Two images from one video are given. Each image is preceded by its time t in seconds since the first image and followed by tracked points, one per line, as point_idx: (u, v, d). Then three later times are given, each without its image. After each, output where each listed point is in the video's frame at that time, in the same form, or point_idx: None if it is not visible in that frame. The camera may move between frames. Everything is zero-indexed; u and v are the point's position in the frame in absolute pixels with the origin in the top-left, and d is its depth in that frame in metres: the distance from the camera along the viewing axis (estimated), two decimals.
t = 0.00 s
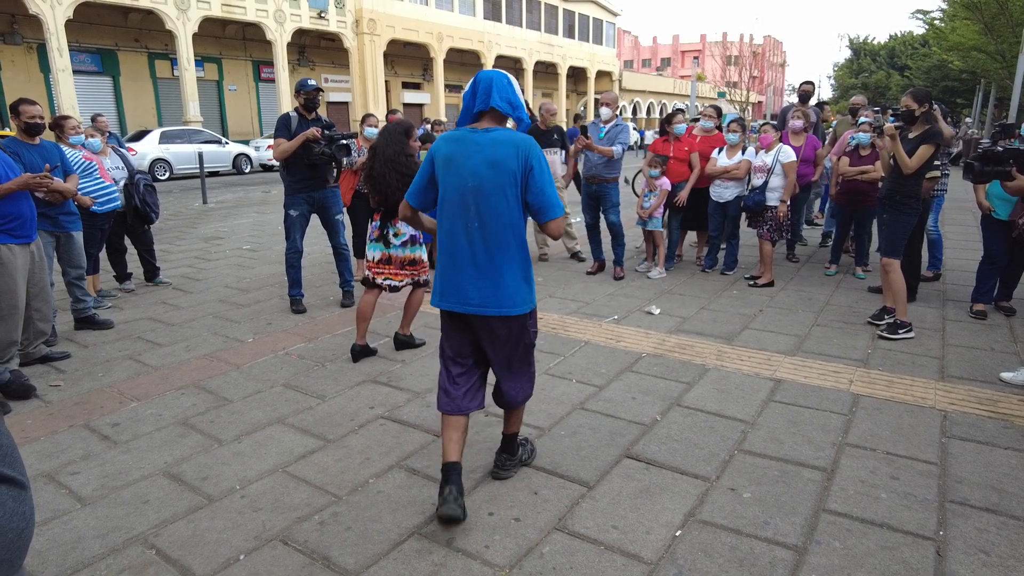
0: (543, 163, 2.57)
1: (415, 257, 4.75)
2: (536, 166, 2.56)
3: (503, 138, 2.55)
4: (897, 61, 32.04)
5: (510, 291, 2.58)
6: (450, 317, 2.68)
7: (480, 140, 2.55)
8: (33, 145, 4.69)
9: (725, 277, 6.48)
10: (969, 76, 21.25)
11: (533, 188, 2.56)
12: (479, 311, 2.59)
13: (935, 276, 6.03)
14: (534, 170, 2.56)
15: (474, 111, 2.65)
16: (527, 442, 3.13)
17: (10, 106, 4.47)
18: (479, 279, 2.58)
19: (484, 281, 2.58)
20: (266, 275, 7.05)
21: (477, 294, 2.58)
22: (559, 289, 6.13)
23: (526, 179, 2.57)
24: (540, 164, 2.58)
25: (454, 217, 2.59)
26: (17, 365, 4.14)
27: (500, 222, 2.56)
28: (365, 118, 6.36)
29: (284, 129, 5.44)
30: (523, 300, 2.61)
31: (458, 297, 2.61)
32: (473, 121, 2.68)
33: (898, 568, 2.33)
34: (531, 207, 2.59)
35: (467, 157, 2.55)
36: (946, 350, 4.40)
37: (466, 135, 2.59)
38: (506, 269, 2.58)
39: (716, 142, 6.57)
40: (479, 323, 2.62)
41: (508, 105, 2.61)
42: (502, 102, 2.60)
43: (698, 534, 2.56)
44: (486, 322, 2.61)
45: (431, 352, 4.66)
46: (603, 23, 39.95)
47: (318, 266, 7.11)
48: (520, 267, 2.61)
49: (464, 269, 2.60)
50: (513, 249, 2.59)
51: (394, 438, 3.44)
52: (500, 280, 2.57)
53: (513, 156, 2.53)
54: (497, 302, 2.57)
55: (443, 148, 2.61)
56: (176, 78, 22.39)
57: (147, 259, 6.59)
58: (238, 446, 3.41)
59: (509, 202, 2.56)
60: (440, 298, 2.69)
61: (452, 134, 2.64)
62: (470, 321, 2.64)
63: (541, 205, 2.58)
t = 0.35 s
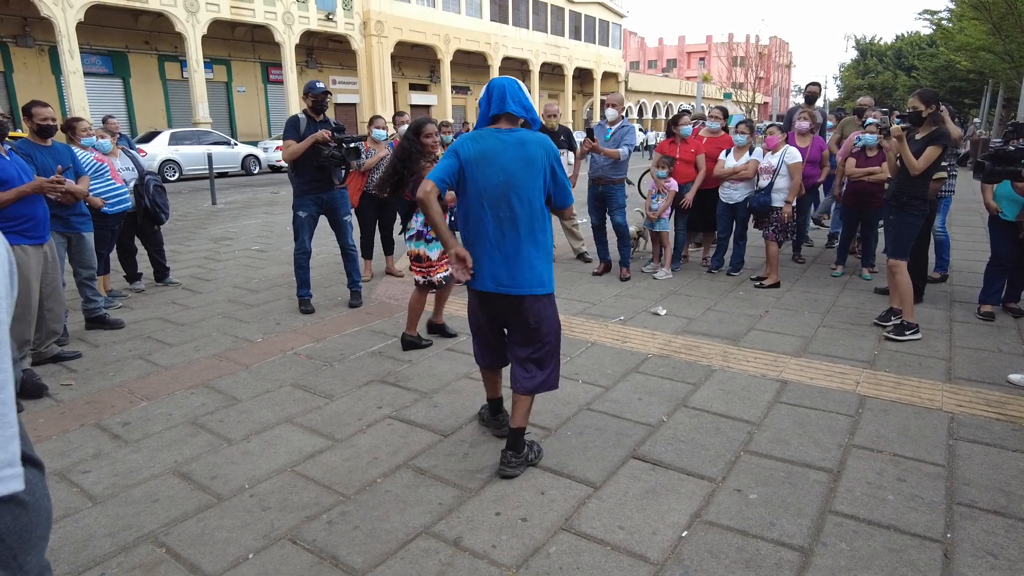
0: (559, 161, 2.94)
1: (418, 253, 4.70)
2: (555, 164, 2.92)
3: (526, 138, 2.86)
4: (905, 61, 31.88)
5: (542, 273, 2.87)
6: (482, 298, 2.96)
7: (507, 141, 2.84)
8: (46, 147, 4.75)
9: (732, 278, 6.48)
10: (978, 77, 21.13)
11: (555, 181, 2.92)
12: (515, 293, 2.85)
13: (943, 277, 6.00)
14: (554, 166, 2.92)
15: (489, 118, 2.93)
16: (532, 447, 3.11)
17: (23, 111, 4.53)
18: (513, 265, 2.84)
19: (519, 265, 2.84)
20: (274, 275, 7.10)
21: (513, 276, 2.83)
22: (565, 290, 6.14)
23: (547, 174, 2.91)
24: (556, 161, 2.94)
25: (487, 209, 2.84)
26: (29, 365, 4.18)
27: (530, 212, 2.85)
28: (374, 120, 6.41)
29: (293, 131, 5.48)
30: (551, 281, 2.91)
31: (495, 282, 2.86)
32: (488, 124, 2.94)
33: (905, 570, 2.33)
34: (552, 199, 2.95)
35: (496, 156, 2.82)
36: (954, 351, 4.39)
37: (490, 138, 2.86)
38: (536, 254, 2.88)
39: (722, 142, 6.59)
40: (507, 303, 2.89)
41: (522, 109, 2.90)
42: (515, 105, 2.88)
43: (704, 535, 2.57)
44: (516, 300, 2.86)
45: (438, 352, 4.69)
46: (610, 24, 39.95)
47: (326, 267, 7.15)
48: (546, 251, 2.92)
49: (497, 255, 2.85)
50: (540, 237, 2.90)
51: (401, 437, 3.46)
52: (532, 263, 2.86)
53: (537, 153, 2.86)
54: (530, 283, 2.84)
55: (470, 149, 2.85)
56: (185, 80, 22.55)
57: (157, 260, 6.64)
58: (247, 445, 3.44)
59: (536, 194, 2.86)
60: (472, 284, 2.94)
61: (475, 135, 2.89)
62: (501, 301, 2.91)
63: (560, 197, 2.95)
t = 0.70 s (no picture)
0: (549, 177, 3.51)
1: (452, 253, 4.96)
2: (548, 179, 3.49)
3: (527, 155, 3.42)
4: (912, 61, 31.71)
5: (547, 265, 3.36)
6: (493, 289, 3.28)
7: (517, 157, 3.34)
8: (53, 148, 4.77)
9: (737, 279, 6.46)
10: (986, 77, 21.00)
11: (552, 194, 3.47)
12: (528, 281, 3.27)
13: (950, 278, 5.97)
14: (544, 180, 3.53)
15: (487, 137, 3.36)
16: (514, 420, 3.46)
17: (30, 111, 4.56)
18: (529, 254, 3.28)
19: (533, 257, 3.28)
20: (280, 275, 7.12)
21: (529, 266, 3.26)
22: (570, 291, 6.14)
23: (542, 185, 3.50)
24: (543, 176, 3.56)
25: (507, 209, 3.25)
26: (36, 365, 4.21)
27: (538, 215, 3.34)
28: (377, 121, 6.38)
29: (299, 132, 5.48)
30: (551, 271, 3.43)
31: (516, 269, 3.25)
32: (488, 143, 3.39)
33: (912, 573, 2.32)
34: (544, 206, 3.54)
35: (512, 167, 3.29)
36: (961, 353, 4.36)
37: (500, 153, 3.31)
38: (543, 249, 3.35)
39: (728, 142, 6.56)
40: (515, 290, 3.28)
41: (512, 129, 3.31)
42: (509, 126, 3.31)
43: (710, 537, 2.55)
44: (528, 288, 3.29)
45: (443, 352, 4.69)
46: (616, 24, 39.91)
47: (332, 267, 7.16)
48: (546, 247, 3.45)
49: (515, 249, 3.25)
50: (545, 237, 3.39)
51: (406, 438, 3.46)
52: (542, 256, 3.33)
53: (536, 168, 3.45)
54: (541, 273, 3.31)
55: (490, 158, 3.27)
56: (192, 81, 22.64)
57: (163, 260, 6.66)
58: (252, 445, 3.45)
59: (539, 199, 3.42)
60: (487, 275, 3.26)
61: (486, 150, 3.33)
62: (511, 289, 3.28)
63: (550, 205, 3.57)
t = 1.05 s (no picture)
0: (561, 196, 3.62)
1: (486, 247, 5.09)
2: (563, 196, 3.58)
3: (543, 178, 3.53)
4: (917, 61, 31.59)
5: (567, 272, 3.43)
6: (518, 294, 3.29)
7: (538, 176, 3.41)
8: (57, 148, 4.79)
9: (741, 279, 6.44)
10: (991, 77, 20.91)
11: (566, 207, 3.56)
12: (552, 286, 3.34)
13: (955, 278, 5.94)
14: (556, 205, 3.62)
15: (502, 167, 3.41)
16: (517, 410, 3.48)
17: (36, 111, 4.58)
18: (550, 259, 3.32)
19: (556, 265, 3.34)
20: (283, 275, 7.13)
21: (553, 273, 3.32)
22: (573, 291, 6.13)
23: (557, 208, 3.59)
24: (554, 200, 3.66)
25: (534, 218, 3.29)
26: (40, 364, 4.22)
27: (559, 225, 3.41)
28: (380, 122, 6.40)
29: (302, 133, 5.48)
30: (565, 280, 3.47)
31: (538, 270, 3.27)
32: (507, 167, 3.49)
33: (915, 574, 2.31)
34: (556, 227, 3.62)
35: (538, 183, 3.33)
36: (965, 354, 4.34)
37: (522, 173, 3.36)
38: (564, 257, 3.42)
39: (731, 142, 6.57)
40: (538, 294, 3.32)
41: (525, 166, 3.42)
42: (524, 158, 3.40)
43: (712, 537, 2.55)
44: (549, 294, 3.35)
45: (445, 352, 4.68)
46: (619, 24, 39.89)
47: (335, 267, 7.17)
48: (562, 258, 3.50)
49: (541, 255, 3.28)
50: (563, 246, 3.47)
51: (408, 438, 3.46)
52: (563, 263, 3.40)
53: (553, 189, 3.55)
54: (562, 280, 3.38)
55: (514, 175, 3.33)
56: (196, 82, 22.70)
57: (167, 260, 6.68)
58: (254, 445, 3.45)
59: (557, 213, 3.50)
60: (516, 281, 3.25)
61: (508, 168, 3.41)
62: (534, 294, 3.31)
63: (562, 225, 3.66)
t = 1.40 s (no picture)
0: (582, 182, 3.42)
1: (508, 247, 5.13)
2: (578, 183, 3.37)
3: (558, 157, 3.34)
4: (918, 61, 31.54)
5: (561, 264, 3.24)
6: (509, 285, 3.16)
7: (549, 155, 3.30)
8: (56, 149, 4.79)
9: (740, 280, 6.43)
10: (993, 77, 20.86)
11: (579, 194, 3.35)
12: (544, 278, 3.17)
13: (954, 279, 5.93)
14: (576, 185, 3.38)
15: (522, 138, 3.39)
16: (541, 417, 3.13)
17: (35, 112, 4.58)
18: (540, 249, 3.16)
19: (545, 255, 3.17)
20: (283, 276, 7.14)
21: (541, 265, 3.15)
22: (572, 291, 6.13)
23: (575, 190, 3.36)
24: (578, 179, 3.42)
25: (528, 204, 3.17)
26: (38, 365, 4.23)
27: (557, 213, 3.25)
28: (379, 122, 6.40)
29: (301, 133, 5.47)
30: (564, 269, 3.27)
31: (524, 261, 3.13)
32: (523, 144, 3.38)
33: None
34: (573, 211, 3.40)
35: (539, 166, 3.24)
36: (964, 354, 4.33)
37: (530, 151, 3.29)
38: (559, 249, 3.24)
39: (729, 142, 6.53)
40: (533, 288, 3.18)
41: (542, 140, 3.33)
42: (539, 133, 3.32)
43: (708, 539, 2.54)
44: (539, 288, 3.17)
45: (444, 353, 4.68)
46: (620, 25, 39.89)
47: (334, 268, 7.17)
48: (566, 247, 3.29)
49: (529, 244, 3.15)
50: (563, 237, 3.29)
51: (405, 439, 3.46)
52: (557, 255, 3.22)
53: (569, 170, 3.33)
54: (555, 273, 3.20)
55: (511, 158, 3.26)
56: (197, 83, 22.73)
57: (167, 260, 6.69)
58: (252, 445, 3.45)
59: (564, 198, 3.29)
60: (504, 270, 3.14)
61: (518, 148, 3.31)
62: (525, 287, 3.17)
63: (580, 208, 3.42)
